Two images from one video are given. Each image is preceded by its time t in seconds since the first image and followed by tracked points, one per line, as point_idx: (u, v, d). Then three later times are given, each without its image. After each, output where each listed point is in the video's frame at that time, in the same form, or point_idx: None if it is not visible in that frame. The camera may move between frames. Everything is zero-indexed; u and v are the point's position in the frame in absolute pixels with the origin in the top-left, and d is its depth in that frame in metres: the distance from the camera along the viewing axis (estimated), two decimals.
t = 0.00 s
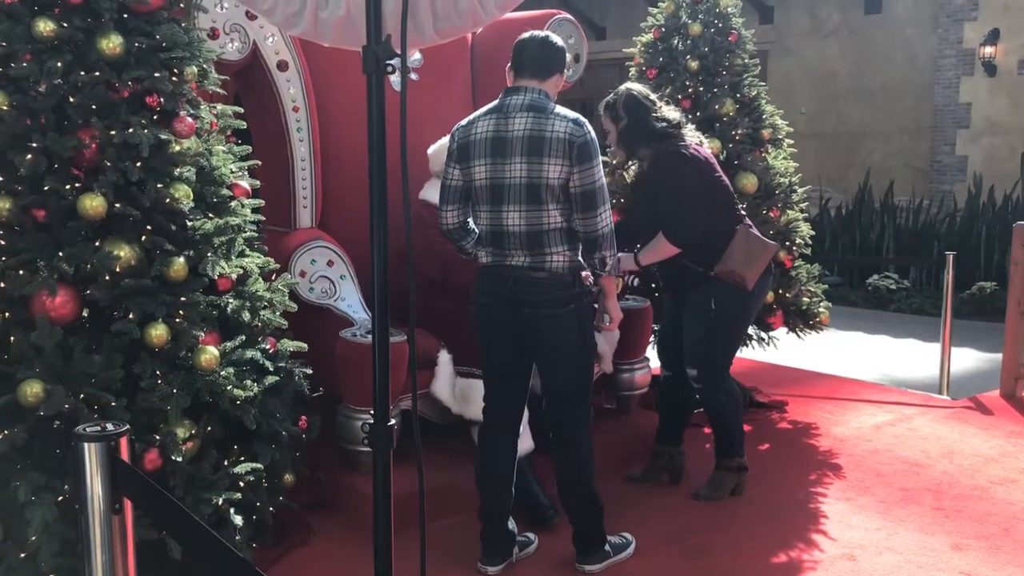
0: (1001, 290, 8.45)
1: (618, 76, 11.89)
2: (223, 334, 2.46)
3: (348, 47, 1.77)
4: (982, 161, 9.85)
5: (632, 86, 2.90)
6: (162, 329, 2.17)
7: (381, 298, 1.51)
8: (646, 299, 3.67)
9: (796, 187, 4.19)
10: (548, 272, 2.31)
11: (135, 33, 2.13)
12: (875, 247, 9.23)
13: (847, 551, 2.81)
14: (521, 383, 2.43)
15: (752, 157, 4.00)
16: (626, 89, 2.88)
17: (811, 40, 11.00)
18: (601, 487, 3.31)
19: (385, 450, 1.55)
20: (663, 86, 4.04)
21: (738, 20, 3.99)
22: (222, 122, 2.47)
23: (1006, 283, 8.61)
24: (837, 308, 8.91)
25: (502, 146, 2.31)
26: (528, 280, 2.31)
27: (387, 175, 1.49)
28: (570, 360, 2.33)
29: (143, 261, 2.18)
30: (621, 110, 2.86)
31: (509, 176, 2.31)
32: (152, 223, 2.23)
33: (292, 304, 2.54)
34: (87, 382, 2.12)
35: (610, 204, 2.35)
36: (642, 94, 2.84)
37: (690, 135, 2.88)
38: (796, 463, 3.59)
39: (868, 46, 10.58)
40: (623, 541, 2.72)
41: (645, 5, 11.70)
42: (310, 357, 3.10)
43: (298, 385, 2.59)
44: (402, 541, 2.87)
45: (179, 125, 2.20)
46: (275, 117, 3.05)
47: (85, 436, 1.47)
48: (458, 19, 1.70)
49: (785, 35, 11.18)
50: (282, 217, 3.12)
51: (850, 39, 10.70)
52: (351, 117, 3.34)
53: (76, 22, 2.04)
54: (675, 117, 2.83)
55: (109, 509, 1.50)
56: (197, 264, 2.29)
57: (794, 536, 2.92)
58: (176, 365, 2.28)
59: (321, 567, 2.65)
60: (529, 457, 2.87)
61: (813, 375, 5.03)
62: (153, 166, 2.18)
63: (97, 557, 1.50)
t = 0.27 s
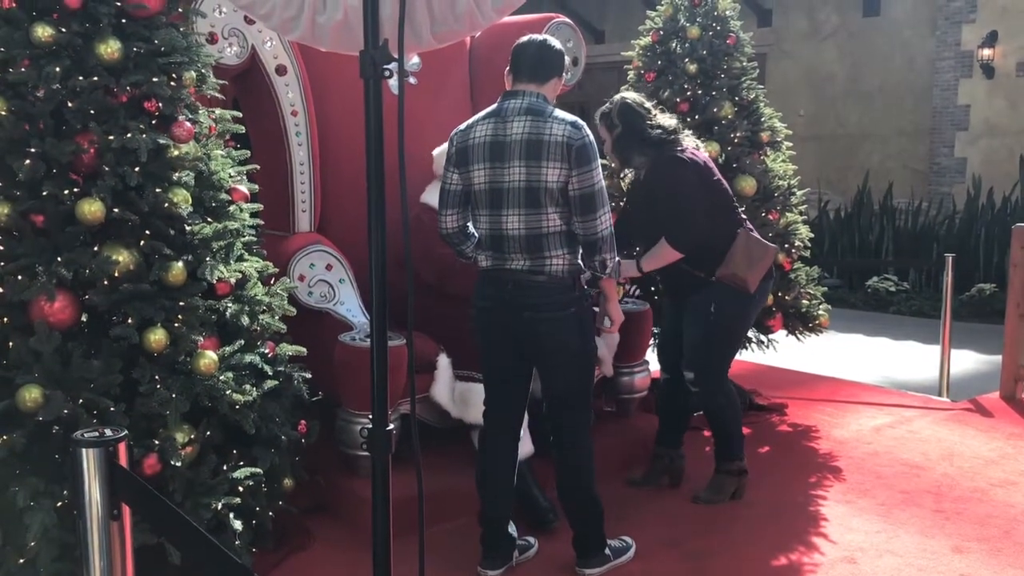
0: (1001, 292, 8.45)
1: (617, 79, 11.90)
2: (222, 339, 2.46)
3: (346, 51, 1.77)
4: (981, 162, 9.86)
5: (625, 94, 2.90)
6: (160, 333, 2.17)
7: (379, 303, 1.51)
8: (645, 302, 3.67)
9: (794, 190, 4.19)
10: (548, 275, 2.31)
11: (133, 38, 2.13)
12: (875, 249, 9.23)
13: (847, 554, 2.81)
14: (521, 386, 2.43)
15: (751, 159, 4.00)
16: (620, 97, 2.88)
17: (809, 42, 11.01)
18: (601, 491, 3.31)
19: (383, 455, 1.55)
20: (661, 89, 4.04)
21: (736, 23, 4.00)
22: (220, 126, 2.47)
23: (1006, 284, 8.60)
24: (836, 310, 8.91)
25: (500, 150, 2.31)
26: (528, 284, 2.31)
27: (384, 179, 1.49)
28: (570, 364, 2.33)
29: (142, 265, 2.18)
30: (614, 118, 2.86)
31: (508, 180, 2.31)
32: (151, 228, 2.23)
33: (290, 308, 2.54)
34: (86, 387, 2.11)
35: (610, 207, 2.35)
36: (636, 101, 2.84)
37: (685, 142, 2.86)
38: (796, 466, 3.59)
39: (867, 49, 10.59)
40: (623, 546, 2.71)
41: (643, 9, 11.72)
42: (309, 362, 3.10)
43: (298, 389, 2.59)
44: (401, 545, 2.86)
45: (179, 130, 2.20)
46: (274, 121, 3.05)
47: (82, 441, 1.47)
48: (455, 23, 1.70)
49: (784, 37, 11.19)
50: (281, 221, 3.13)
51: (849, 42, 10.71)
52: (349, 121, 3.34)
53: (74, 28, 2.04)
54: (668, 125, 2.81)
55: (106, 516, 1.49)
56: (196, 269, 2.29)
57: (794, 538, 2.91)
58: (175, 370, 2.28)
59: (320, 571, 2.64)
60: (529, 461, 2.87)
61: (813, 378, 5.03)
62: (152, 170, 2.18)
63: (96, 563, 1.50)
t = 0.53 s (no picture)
0: (1000, 294, 8.45)
1: (616, 82, 11.91)
2: (220, 342, 2.45)
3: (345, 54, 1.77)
4: (979, 164, 9.87)
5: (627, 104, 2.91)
6: (159, 337, 2.16)
7: (378, 306, 1.51)
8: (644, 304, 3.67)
9: (793, 192, 4.19)
10: (546, 278, 2.31)
11: (132, 41, 2.13)
12: (874, 251, 9.24)
13: (847, 557, 2.81)
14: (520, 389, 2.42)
15: (750, 162, 4.00)
16: (624, 108, 2.89)
17: (807, 45, 11.03)
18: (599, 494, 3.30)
19: (382, 458, 1.55)
20: (660, 91, 4.04)
21: (735, 25, 4.00)
22: (218, 129, 2.47)
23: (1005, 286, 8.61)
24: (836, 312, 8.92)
25: (497, 153, 2.31)
26: (526, 287, 2.31)
27: (383, 182, 1.48)
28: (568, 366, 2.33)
29: (140, 269, 2.18)
30: (620, 129, 2.86)
31: (505, 183, 2.31)
32: (149, 231, 2.23)
33: (289, 311, 2.54)
34: (84, 391, 2.11)
35: (607, 209, 2.34)
36: (640, 112, 2.86)
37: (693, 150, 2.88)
38: (796, 468, 3.58)
39: (865, 51, 10.61)
40: (623, 549, 2.71)
41: (641, 12, 11.74)
42: (308, 364, 3.10)
43: (296, 392, 2.59)
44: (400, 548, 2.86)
45: (177, 133, 2.19)
46: (272, 124, 3.05)
47: (81, 445, 1.47)
48: (453, 26, 1.70)
49: (782, 40, 11.20)
50: (280, 224, 3.13)
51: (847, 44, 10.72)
52: (348, 124, 3.34)
53: (73, 31, 2.04)
54: (676, 133, 2.83)
55: (104, 520, 1.49)
56: (195, 272, 2.28)
57: (794, 541, 2.91)
58: (174, 373, 2.27)
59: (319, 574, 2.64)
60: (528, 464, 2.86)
61: (812, 380, 5.03)
62: (150, 174, 2.18)
63: (93, 568, 1.49)
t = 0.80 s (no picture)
0: (999, 295, 8.46)
1: (616, 83, 11.92)
2: (219, 343, 2.45)
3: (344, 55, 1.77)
4: (978, 166, 9.89)
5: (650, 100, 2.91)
6: (158, 338, 2.16)
7: (376, 307, 1.51)
8: (643, 306, 3.67)
9: (792, 194, 4.19)
10: (540, 280, 2.31)
11: (131, 43, 2.13)
12: (873, 252, 9.25)
13: (846, 558, 2.81)
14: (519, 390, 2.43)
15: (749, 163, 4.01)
16: (650, 105, 2.90)
17: (806, 46, 11.05)
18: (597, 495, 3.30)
19: (381, 459, 1.55)
20: (659, 93, 4.04)
21: (734, 27, 4.01)
22: (218, 130, 2.47)
23: (1003, 288, 8.62)
24: (835, 313, 8.92)
25: (491, 155, 2.31)
26: (521, 289, 2.31)
27: (382, 183, 1.48)
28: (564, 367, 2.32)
29: (139, 270, 2.18)
30: (646, 126, 2.86)
31: (499, 185, 2.31)
32: (148, 232, 2.22)
33: (288, 313, 2.54)
34: (83, 392, 2.11)
35: (601, 211, 2.33)
36: (666, 109, 2.87)
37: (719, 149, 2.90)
38: (795, 469, 3.58)
39: (864, 53, 10.63)
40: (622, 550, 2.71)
41: (640, 14, 11.76)
42: (306, 366, 3.10)
43: (295, 393, 2.59)
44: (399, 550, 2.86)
45: (175, 134, 2.20)
46: (271, 126, 3.06)
47: (79, 446, 1.47)
48: (453, 27, 1.70)
49: (782, 41, 11.22)
50: (278, 225, 3.13)
51: (847, 46, 10.74)
52: (346, 126, 3.34)
53: (72, 32, 2.04)
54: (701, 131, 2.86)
55: (103, 521, 1.49)
56: (194, 273, 2.28)
57: (793, 542, 2.91)
58: (173, 374, 2.27)
59: None
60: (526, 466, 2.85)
61: (811, 382, 5.03)
62: (149, 175, 2.18)
63: (92, 569, 1.49)
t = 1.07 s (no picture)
0: (997, 296, 8.46)
1: (615, 84, 11.93)
2: (218, 343, 2.45)
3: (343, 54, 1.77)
4: (977, 167, 9.88)
5: (687, 93, 3.01)
6: (157, 338, 2.16)
7: (375, 307, 1.51)
8: (642, 306, 3.68)
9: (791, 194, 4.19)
10: (535, 281, 2.30)
11: (130, 42, 2.13)
12: (872, 252, 9.25)
13: (845, 558, 2.81)
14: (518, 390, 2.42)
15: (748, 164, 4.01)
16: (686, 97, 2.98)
17: (805, 47, 11.06)
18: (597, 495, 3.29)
19: (380, 458, 1.55)
20: (658, 93, 4.03)
21: (733, 27, 4.02)
22: (217, 130, 2.47)
23: (1002, 288, 8.62)
24: (834, 314, 8.93)
25: (492, 154, 2.31)
26: (518, 288, 2.31)
27: (381, 181, 1.48)
28: (561, 366, 2.32)
29: (138, 270, 2.17)
30: (683, 119, 2.95)
31: (499, 184, 2.31)
32: (147, 232, 2.22)
33: (287, 313, 2.54)
34: (82, 392, 2.11)
35: (600, 214, 2.29)
36: (702, 103, 2.96)
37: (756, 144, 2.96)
38: (794, 469, 3.58)
39: (863, 53, 10.64)
40: (635, 549, 2.68)
41: (639, 14, 11.77)
42: (305, 366, 3.10)
43: (294, 393, 2.58)
44: (398, 549, 2.86)
45: (174, 133, 2.19)
46: (269, 126, 3.06)
47: (77, 446, 1.47)
48: (452, 27, 1.70)
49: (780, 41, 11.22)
50: (276, 224, 3.13)
51: (846, 46, 10.75)
52: (345, 126, 3.34)
53: (70, 32, 2.04)
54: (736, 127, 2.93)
55: (102, 521, 1.49)
56: (192, 273, 2.28)
57: (792, 542, 2.91)
58: (172, 374, 2.27)
59: None
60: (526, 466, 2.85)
61: (809, 382, 5.03)
62: (148, 174, 2.18)
63: (91, 569, 1.49)
